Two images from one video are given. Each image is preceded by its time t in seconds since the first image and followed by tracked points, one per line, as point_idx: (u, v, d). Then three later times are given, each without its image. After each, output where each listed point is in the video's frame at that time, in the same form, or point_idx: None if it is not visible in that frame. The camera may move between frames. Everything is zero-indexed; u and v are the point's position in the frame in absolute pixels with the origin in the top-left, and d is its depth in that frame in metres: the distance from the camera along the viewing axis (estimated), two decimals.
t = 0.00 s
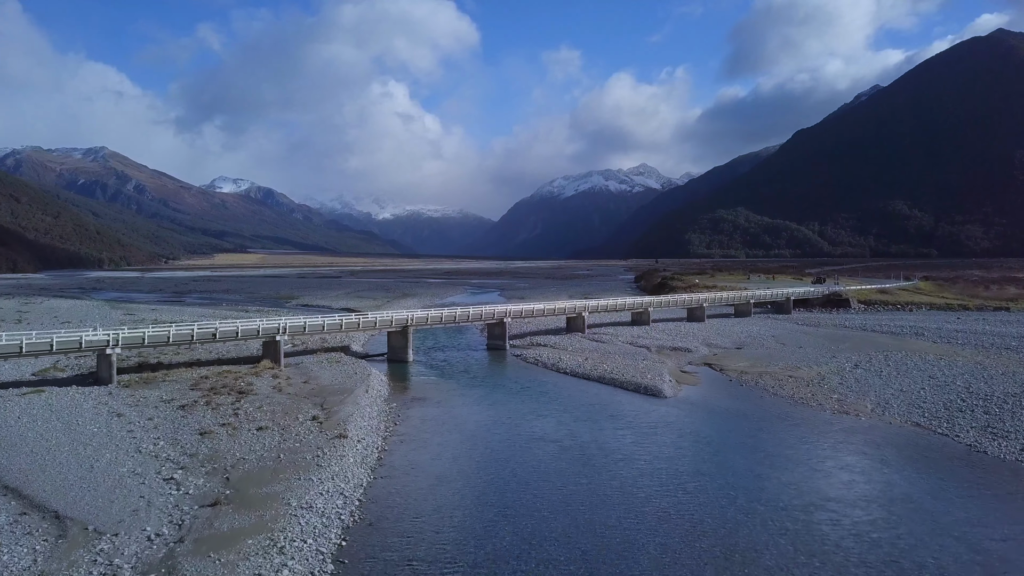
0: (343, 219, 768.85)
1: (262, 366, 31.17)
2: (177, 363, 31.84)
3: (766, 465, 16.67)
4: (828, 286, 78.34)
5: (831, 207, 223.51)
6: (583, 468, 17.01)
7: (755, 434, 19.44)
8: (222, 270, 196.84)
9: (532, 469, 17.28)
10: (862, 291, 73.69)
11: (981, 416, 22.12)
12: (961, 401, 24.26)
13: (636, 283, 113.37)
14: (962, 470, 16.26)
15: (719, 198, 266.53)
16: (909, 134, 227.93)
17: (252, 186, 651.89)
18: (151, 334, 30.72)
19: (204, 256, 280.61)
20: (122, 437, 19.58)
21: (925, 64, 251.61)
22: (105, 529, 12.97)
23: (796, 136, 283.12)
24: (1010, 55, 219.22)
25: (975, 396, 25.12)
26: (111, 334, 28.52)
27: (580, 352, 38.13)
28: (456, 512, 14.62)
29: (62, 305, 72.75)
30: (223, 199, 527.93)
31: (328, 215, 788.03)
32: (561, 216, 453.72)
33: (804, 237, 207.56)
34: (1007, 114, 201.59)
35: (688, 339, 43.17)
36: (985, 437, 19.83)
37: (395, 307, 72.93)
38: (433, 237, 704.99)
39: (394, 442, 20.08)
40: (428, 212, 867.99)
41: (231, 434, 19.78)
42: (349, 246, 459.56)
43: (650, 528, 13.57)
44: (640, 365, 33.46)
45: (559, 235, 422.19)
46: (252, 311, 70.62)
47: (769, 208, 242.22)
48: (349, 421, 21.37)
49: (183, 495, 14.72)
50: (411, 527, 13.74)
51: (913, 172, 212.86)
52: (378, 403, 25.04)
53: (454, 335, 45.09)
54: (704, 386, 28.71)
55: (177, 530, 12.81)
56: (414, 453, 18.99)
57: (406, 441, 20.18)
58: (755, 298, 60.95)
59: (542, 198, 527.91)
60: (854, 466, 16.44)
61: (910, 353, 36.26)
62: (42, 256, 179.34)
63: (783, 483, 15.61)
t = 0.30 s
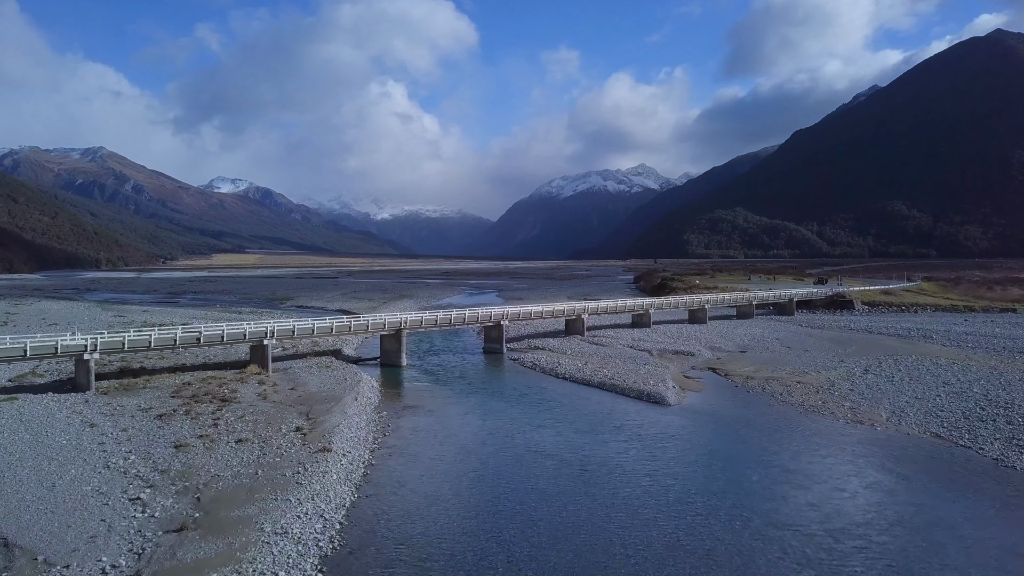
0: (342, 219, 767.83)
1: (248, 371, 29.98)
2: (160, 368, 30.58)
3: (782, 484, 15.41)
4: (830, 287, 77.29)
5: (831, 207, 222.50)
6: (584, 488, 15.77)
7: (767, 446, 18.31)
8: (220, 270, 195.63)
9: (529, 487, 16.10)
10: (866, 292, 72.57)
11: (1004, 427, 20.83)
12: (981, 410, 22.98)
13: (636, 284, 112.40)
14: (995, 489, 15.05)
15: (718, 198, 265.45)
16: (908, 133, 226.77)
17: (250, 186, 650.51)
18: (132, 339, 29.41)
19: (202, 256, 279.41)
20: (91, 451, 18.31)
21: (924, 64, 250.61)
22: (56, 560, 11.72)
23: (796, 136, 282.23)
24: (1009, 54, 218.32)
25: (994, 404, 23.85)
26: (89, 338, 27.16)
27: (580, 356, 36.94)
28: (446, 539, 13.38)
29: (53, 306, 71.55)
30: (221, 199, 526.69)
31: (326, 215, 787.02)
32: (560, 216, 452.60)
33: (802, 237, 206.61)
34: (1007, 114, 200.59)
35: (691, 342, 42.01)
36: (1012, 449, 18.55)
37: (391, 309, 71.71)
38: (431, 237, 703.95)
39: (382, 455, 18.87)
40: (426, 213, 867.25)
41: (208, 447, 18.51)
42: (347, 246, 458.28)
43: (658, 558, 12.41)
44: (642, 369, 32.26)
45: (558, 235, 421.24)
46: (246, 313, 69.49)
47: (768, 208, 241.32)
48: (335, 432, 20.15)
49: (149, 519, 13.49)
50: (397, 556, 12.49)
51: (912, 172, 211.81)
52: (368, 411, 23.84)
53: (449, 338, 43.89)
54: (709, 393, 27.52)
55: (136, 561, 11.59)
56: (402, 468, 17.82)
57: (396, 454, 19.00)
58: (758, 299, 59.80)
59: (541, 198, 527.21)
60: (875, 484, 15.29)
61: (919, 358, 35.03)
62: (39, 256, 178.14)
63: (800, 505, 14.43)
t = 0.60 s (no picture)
0: (340, 219, 766.48)
1: (233, 377, 28.71)
2: (142, 375, 29.35)
3: (800, 508, 14.20)
4: (833, 288, 76.15)
5: (830, 207, 221.47)
6: (583, 511, 14.55)
7: (781, 461, 17.12)
8: (217, 271, 194.52)
9: (526, 508, 14.90)
10: (870, 293, 71.47)
11: None
12: (1002, 420, 21.79)
13: (635, 284, 111.37)
14: None
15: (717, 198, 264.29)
16: (908, 133, 225.70)
17: (249, 187, 648.90)
18: (111, 343, 28.14)
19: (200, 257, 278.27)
20: (55, 466, 17.02)
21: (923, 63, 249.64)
22: None
23: (795, 136, 281.34)
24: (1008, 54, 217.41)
25: (1015, 413, 22.65)
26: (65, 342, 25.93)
27: (579, 359, 35.73)
28: (432, 570, 12.14)
29: (44, 308, 70.42)
30: (220, 200, 525.63)
31: (325, 216, 785.55)
32: (559, 217, 451.65)
33: (801, 237, 205.59)
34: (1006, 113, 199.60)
35: (693, 345, 40.78)
36: None
37: (387, 310, 70.36)
38: (430, 237, 702.88)
39: (369, 470, 17.66)
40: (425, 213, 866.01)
41: (181, 461, 17.25)
42: (346, 247, 457.09)
43: None
44: (644, 375, 31.03)
45: (557, 236, 420.32)
46: (240, 315, 68.27)
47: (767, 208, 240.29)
48: (319, 445, 18.94)
49: (107, 547, 12.25)
50: None
51: (911, 171, 210.76)
52: (357, 421, 22.59)
53: (445, 341, 42.67)
54: (715, 400, 26.27)
55: None
56: (389, 485, 16.60)
57: (385, 469, 17.79)
58: (760, 300, 58.68)
59: (539, 198, 526.16)
60: (900, 509, 14.12)
61: (931, 361, 33.86)
62: (36, 257, 176.95)
63: (822, 532, 13.23)
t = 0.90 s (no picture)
0: (339, 220, 765.24)
1: (217, 384, 27.43)
2: (123, 381, 28.09)
3: (821, 541, 13.02)
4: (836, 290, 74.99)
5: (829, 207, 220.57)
6: (585, 538, 13.35)
7: (795, 483, 15.90)
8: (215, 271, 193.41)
9: (519, 534, 13.71)
10: (874, 295, 70.33)
11: None
12: None
13: (634, 285, 110.32)
14: None
15: (717, 198, 263.22)
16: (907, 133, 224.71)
17: (247, 187, 647.52)
18: (89, 349, 26.84)
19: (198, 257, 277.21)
20: (14, 483, 15.75)
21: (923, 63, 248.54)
22: None
23: (794, 136, 280.44)
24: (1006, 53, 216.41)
25: None
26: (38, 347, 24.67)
27: (577, 364, 34.56)
28: None
29: (34, 310, 69.25)
30: (219, 200, 524.22)
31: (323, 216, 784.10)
32: (557, 217, 450.42)
33: (800, 238, 204.61)
34: (1005, 113, 198.46)
35: (696, 349, 39.65)
36: None
37: (383, 313, 69.24)
38: (428, 238, 702.00)
39: (354, 488, 16.47)
40: (423, 214, 864.95)
41: (152, 479, 16.02)
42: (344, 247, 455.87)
43: None
44: (646, 380, 29.83)
45: (555, 236, 419.30)
46: (233, 317, 67.05)
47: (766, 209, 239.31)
48: (302, 459, 17.74)
49: None
50: None
51: (910, 172, 209.72)
52: (345, 432, 21.41)
53: (440, 344, 41.47)
54: (725, 409, 24.97)
55: None
56: (375, 505, 15.38)
57: (371, 487, 16.53)
58: (762, 302, 57.55)
59: (537, 199, 525.28)
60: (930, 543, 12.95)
61: (942, 366, 32.67)
62: (32, 257, 175.77)
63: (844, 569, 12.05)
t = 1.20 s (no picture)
0: (337, 220, 763.86)
1: (200, 391, 26.18)
2: (101, 389, 26.82)
3: None
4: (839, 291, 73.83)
5: (828, 208, 219.53)
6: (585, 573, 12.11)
7: (813, 507, 14.68)
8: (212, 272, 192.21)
9: (512, 561, 12.57)
10: (877, 295, 69.21)
11: None
12: None
13: (634, 285, 109.28)
14: None
15: (716, 199, 262.15)
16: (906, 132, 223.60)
17: (245, 188, 645.74)
18: (65, 355, 25.55)
19: (195, 258, 276.10)
20: None
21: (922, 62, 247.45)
22: None
23: (793, 136, 279.47)
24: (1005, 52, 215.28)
25: None
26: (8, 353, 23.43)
27: (576, 369, 33.41)
28: None
29: (25, 312, 67.98)
30: (216, 201, 522.71)
31: (322, 216, 782.74)
32: (556, 218, 449.04)
33: (799, 238, 203.58)
34: (1004, 112, 197.31)
35: (698, 352, 38.50)
36: None
37: (379, 315, 68.08)
38: (427, 238, 700.49)
39: (336, 508, 15.25)
40: (422, 215, 863.70)
41: (117, 498, 14.82)
42: (343, 248, 454.30)
43: None
44: (648, 386, 28.67)
45: (554, 236, 418.07)
46: (226, 319, 65.89)
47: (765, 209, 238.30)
48: (282, 475, 16.56)
49: None
50: None
51: (909, 172, 208.67)
52: (331, 444, 20.22)
53: (434, 347, 40.30)
54: (731, 418, 23.80)
55: None
56: (355, 528, 14.16)
57: (354, 507, 15.33)
58: (764, 303, 56.42)
59: (536, 199, 524.10)
60: None
61: (955, 371, 31.45)
62: (29, 258, 174.56)
63: None
